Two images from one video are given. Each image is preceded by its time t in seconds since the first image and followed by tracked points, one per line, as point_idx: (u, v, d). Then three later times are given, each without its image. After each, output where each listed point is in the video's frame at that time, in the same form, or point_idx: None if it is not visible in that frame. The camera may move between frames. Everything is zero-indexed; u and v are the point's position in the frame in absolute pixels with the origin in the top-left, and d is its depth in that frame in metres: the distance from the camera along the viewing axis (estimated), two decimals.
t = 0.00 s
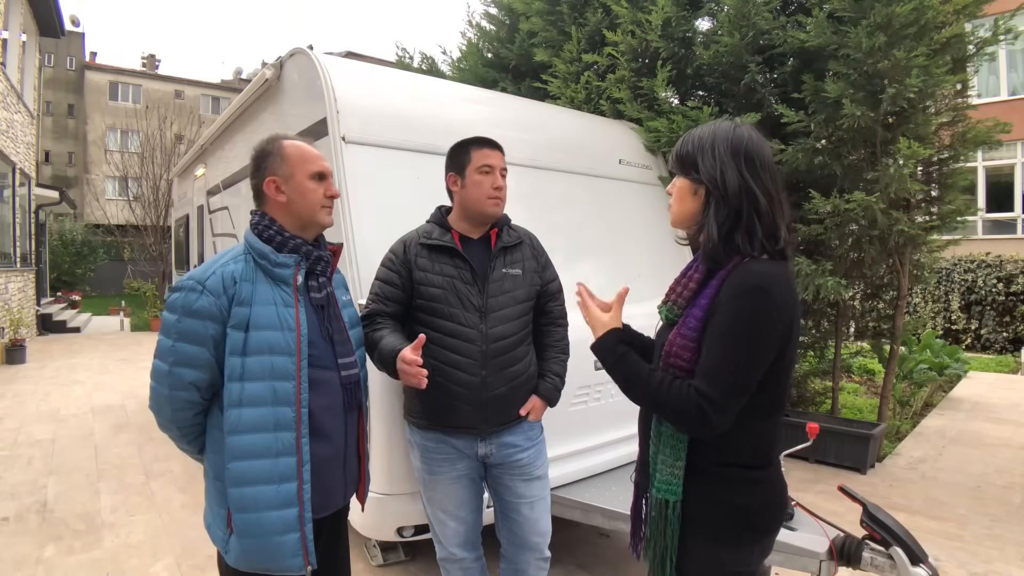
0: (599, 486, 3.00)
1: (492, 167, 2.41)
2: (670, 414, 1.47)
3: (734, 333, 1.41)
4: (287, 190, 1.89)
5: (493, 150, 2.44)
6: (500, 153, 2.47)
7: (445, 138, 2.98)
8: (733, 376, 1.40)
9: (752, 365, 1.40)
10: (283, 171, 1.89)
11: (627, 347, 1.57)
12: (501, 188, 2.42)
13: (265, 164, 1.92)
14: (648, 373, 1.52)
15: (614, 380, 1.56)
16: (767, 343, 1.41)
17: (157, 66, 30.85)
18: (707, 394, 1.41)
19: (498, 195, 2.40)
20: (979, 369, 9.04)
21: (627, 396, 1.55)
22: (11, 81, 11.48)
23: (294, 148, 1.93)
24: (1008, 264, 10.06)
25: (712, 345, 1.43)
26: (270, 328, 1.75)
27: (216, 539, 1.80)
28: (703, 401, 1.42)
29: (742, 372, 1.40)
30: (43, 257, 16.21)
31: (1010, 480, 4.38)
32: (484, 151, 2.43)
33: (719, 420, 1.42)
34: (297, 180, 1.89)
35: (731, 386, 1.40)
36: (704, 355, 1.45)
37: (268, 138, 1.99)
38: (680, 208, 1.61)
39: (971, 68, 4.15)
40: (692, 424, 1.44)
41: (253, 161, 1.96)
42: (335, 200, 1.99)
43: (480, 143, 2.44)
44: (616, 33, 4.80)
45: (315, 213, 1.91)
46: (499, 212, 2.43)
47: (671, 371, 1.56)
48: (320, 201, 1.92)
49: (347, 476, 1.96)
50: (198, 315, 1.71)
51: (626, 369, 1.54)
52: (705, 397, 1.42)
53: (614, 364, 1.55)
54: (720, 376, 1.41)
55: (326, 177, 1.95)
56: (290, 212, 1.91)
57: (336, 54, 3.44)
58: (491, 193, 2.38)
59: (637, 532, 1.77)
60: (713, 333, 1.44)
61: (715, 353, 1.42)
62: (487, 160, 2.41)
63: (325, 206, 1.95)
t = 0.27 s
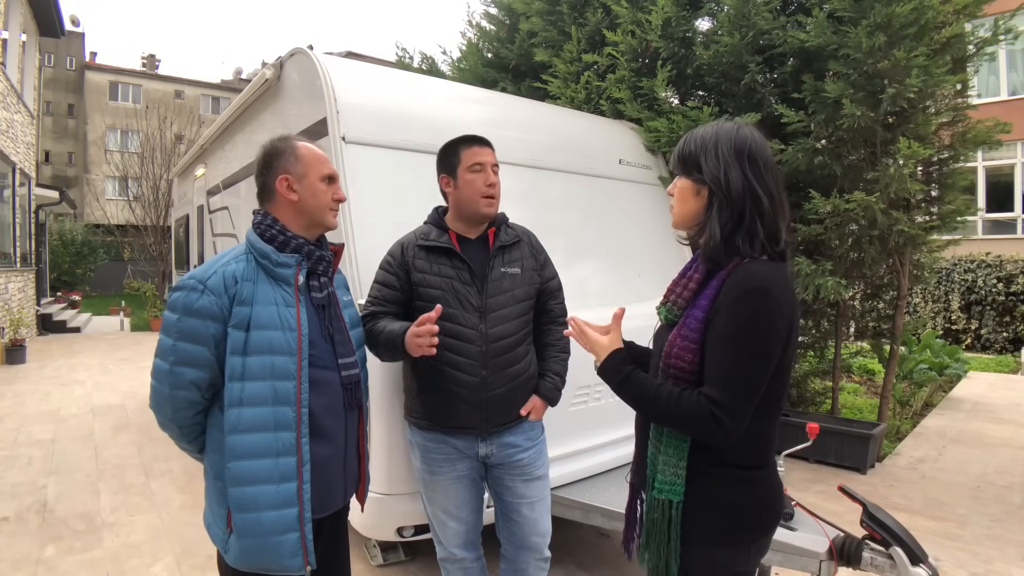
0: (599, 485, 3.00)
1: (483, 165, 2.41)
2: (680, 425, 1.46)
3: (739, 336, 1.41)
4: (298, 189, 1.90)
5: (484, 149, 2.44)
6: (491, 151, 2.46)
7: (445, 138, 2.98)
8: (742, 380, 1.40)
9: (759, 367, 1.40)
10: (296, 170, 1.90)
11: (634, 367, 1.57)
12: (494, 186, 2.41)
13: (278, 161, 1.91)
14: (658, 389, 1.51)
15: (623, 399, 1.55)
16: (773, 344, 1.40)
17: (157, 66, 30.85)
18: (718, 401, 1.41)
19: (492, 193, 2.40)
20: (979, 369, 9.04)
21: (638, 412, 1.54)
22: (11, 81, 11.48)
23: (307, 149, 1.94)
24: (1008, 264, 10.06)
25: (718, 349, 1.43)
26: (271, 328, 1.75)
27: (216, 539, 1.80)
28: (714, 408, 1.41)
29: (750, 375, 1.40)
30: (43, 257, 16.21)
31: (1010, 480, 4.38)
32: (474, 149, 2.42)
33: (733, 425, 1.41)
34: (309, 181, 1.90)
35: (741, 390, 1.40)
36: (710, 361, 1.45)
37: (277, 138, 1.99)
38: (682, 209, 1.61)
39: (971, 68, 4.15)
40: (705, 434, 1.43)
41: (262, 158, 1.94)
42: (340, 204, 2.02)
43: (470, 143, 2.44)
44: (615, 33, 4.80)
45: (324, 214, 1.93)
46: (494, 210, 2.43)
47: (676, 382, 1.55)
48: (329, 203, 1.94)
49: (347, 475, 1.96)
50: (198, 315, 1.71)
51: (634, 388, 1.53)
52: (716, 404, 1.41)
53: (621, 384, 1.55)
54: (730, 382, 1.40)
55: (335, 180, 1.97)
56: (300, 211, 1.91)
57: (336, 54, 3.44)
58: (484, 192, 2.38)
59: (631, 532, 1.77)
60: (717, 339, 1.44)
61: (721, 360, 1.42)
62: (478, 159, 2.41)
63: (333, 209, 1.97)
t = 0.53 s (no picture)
0: (599, 485, 3.00)
1: (475, 166, 2.40)
2: (682, 426, 1.46)
3: (738, 336, 1.41)
4: (300, 191, 1.90)
5: (476, 150, 2.43)
6: (484, 152, 2.45)
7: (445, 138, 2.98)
8: (743, 380, 1.40)
9: (759, 367, 1.40)
10: (298, 172, 1.90)
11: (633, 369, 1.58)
12: (488, 187, 2.40)
13: (281, 162, 1.91)
14: (657, 389, 1.51)
15: (624, 401, 1.56)
16: (773, 343, 1.40)
17: (157, 66, 30.85)
18: (718, 401, 1.41)
19: (485, 195, 2.38)
20: (979, 370, 9.04)
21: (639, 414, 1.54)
22: (11, 81, 11.48)
23: (310, 151, 1.94)
24: (1008, 264, 10.06)
25: (717, 350, 1.43)
26: (272, 327, 1.75)
27: (218, 539, 1.80)
28: (715, 408, 1.41)
29: (750, 374, 1.40)
30: (43, 257, 16.21)
31: (1010, 480, 4.38)
32: (463, 152, 2.42)
33: (735, 425, 1.41)
34: (311, 183, 1.90)
35: (742, 390, 1.40)
36: (711, 362, 1.45)
37: (282, 138, 1.99)
38: (679, 209, 1.61)
39: (971, 68, 4.15)
40: (707, 435, 1.43)
41: (266, 158, 1.95)
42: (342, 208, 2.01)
43: (462, 144, 2.44)
44: (616, 33, 4.79)
45: (325, 218, 1.93)
46: (489, 211, 2.41)
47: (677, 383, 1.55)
48: (331, 206, 1.94)
49: (348, 475, 1.96)
50: (199, 315, 1.71)
51: (634, 390, 1.54)
52: (717, 404, 1.41)
53: (621, 386, 1.55)
54: (730, 382, 1.40)
55: (338, 183, 1.97)
56: (300, 214, 1.91)
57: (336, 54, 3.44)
58: (476, 194, 2.37)
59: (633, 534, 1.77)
60: (717, 339, 1.44)
61: (722, 360, 1.42)
62: (470, 160, 2.41)
63: (334, 212, 1.97)
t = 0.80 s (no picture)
0: (599, 485, 3.00)
1: (472, 166, 2.40)
2: (685, 429, 1.45)
3: (738, 336, 1.40)
4: (293, 190, 1.90)
5: (475, 149, 2.43)
6: (483, 151, 2.44)
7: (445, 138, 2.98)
8: (743, 379, 1.39)
9: (762, 365, 1.39)
10: (291, 171, 1.90)
11: (634, 375, 1.58)
12: (484, 186, 2.38)
13: (274, 163, 1.92)
14: (658, 394, 1.51)
15: (626, 408, 1.56)
16: (772, 340, 1.40)
17: (157, 66, 30.84)
18: (719, 401, 1.41)
19: (481, 195, 2.37)
20: (979, 370, 9.04)
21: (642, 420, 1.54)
22: (11, 81, 11.47)
23: (304, 150, 1.93)
24: (1008, 263, 10.05)
25: (716, 350, 1.43)
26: (272, 328, 1.75)
27: (217, 539, 1.80)
28: (716, 409, 1.41)
29: (752, 373, 1.39)
30: (43, 257, 16.21)
31: (1009, 480, 4.38)
32: (462, 151, 2.42)
33: (737, 425, 1.41)
34: (304, 182, 1.90)
35: (742, 389, 1.40)
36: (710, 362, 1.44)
37: (279, 138, 1.99)
38: (674, 206, 1.61)
39: (971, 68, 4.15)
40: (710, 437, 1.43)
41: (261, 160, 1.96)
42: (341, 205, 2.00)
43: (461, 143, 2.44)
44: (615, 33, 4.79)
45: (320, 216, 1.92)
46: (486, 212, 2.40)
47: (679, 386, 1.55)
48: (326, 204, 1.93)
49: (349, 476, 1.96)
50: (200, 315, 1.71)
51: (636, 395, 1.54)
52: (718, 404, 1.41)
53: (623, 392, 1.56)
54: (730, 382, 1.40)
55: (333, 181, 1.96)
56: (295, 213, 1.91)
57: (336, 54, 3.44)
58: (471, 193, 2.36)
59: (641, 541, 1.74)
60: (715, 338, 1.44)
61: (720, 360, 1.41)
62: (467, 159, 2.40)
63: (331, 210, 1.95)
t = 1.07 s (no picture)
0: (599, 486, 3.01)
1: (476, 166, 2.40)
2: (692, 437, 1.46)
3: (738, 339, 1.39)
4: (289, 189, 1.90)
5: (479, 149, 2.43)
6: (488, 152, 2.45)
7: (445, 138, 2.98)
8: (745, 382, 1.39)
9: (765, 368, 1.38)
10: (285, 171, 1.90)
11: (641, 388, 1.61)
12: (486, 186, 2.38)
13: (268, 163, 1.92)
14: (664, 405, 1.52)
15: (635, 420, 1.58)
16: (772, 340, 1.38)
17: (157, 66, 30.84)
18: (724, 407, 1.41)
19: (483, 194, 2.37)
20: (979, 370, 9.04)
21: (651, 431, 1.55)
22: (11, 81, 11.47)
23: (297, 148, 1.93)
24: (1008, 263, 10.05)
25: (717, 355, 1.43)
26: (271, 328, 1.75)
27: (216, 539, 1.80)
28: (721, 414, 1.41)
29: (756, 377, 1.38)
30: (43, 257, 16.20)
31: (1010, 480, 4.38)
32: (468, 150, 2.42)
33: (744, 429, 1.40)
34: (298, 180, 1.90)
35: (744, 392, 1.39)
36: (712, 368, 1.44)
37: (272, 139, 1.99)
38: (669, 211, 1.62)
39: (971, 68, 4.15)
40: (717, 443, 1.42)
41: (255, 162, 1.96)
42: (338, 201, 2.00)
43: (467, 143, 2.44)
44: (616, 33, 4.80)
45: (317, 213, 1.92)
46: (487, 211, 2.40)
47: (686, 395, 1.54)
48: (322, 201, 1.92)
49: (348, 476, 1.96)
50: (199, 315, 1.71)
51: (644, 406, 1.55)
52: (722, 410, 1.41)
53: (631, 405, 1.58)
54: (733, 387, 1.40)
55: (328, 177, 1.96)
56: (293, 212, 1.91)
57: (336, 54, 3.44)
58: (473, 192, 2.36)
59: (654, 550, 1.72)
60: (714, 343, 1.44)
61: (721, 364, 1.41)
62: (472, 159, 2.41)
63: (328, 207, 1.95)
